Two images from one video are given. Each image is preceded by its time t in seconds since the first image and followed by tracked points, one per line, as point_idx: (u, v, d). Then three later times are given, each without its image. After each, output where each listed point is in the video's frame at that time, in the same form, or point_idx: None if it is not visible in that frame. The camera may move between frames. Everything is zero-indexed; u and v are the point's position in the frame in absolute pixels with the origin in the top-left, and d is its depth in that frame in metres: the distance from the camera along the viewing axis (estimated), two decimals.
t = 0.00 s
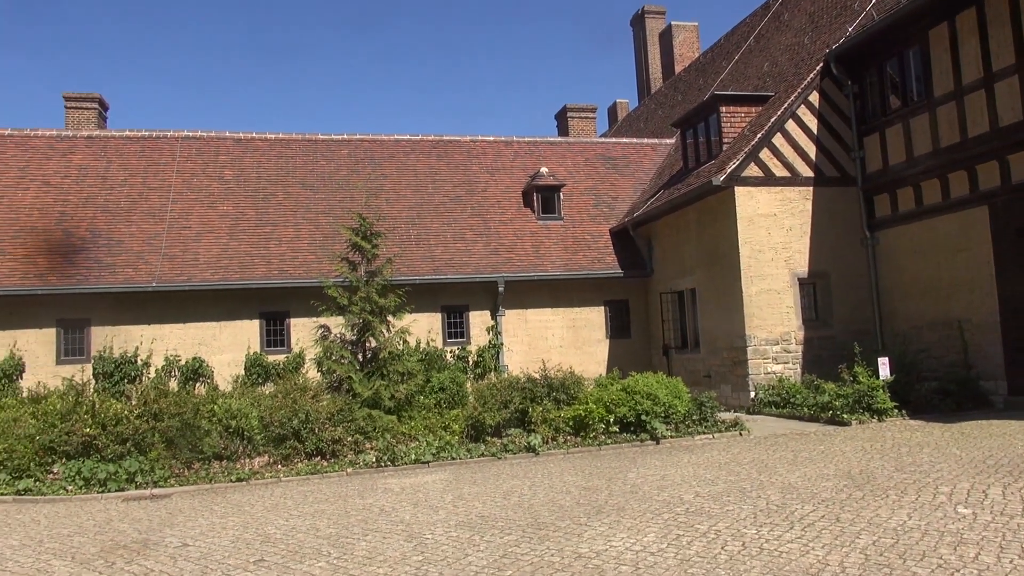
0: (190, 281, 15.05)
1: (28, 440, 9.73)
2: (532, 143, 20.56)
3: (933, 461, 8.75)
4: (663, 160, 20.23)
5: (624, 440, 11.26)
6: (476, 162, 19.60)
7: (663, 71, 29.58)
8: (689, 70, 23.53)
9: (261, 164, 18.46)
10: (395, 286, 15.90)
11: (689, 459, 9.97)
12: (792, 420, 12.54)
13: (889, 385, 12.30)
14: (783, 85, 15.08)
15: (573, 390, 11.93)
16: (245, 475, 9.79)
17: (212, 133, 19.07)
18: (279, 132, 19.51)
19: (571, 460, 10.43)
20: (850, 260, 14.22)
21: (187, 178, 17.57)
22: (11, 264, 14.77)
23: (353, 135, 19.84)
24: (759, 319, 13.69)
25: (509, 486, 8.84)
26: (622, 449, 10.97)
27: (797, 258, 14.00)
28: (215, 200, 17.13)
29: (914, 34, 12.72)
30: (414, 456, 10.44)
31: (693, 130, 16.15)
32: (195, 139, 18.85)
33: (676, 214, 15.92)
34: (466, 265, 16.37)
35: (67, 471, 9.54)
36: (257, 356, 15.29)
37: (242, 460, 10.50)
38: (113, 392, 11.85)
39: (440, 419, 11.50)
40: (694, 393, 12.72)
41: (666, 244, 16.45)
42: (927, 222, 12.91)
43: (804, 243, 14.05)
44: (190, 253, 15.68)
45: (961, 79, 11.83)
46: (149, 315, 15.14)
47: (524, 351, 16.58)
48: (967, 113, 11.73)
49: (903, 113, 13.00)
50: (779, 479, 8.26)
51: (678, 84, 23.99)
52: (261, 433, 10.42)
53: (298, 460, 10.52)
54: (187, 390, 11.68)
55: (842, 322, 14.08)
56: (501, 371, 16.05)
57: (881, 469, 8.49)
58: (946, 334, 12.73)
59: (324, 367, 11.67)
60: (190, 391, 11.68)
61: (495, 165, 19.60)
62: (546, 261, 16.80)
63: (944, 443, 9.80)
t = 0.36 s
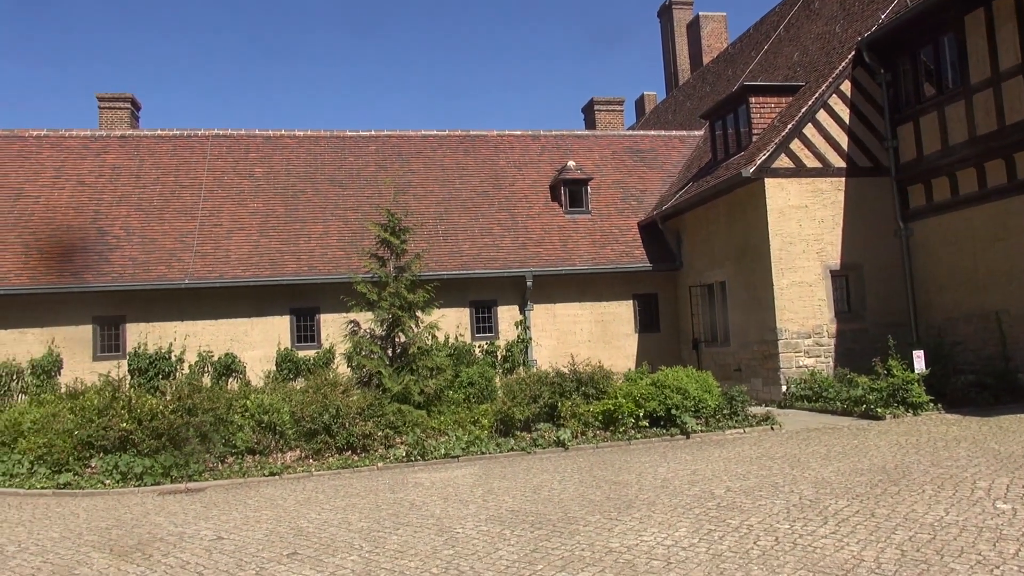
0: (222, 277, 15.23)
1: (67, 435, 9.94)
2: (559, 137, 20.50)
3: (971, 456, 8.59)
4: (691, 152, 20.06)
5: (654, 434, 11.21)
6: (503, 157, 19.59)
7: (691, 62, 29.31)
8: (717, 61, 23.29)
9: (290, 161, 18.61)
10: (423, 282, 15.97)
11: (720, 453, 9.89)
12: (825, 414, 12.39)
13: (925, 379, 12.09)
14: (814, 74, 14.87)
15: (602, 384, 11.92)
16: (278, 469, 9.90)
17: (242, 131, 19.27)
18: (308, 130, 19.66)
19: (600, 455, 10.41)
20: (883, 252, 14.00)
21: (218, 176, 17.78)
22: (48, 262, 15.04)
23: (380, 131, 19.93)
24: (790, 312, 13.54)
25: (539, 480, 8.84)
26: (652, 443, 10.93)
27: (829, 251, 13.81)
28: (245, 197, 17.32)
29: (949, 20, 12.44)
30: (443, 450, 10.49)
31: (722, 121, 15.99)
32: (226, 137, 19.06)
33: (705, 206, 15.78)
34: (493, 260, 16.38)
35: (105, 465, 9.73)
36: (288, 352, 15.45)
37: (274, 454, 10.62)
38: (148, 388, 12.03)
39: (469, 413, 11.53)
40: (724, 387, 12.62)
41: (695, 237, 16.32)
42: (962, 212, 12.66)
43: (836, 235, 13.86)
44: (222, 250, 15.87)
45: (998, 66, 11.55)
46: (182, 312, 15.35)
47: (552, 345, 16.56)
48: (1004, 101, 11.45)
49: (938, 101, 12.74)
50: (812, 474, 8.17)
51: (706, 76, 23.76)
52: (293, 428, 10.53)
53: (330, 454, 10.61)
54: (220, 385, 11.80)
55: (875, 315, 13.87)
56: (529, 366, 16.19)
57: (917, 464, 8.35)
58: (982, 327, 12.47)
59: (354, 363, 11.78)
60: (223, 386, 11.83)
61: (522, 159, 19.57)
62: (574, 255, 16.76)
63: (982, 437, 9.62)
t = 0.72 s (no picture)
0: (253, 273, 15.39)
1: (104, 429, 10.14)
2: (587, 132, 20.43)
3: (1009, 453, 8.43)
4: (720, 146, 19.88)
5: (684, 429, 11.15)
6: (530, 152, 19.57)
7: (719, 54, 29.02)
8: (746, 53, 23.04)
9: (319, 158, 18.75)
10: (451, 277, 16.02)
11: (751, 449, 9.80)
12: (857, 409, 12.24)
13: (960, 374, 11.90)
14: (845, 65, 14.66)
15: (632, 379, 11.78)
16: (309, 463, 10.01)
17: (271, 128, 19.45)
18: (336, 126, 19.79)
19: (629, 450, 10.37)
20: (917, 245, 13.78)
21: (248, 174, 17.97)
22: (85, 259, 15.33)
23: (408, 128, 20.01)
24: (822, 307, 13.38)
25: (568, 475, 8.84)
26: (681, 438, 10.87)
27: (862, 244, 13.63)
28: (275, 194, 17.49)
29: (984, 9, 12.16)
30: (472, 446, 10.51)
31: (752, 114, 15.82)
32: (256, 134, 19.26)
33: (734, 200, 15.64)
34: (521, 255, 16.37)
35: (140, 459, 9.90)
36: (318, 347, 15.60)
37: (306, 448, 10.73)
38: (182, 382, 12.20)
39: (498, 408, 11.56)
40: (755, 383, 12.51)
41: (725, 231, 16.18)
42: (998, 203, 12.39)
43: (869, 228, 13.66)
44: (253, 247, 16.04)
45: None
46: (215, 308, 15.55)
47: (580, 341, 16.53)
48: None
49: (974, 91, 12.48)
50: (845, 470, 8.07)
51: (735, 68, 23.52)
52: (323, 422, 10.62)
53: (360, 449, 10.68)
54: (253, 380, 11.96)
55: (909, 309, 13.66)
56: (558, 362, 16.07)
57: (954, 460, 8.20)
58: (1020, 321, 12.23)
59: (383, 358, 11.86)
60: (255, 381, 11.97)
61: (550, 154, 19.54)
62: (602, 249, 16.70)
63: (1021, 434, 9.42)
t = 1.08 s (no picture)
0: (282, 268, 15.52)
1: (138, 421, 10.31)
2: (614, 125, 20.32)
3: None
4: (750, 139, 19.67)
5: (713, 425, 11.07)
6: (558, 146, 19.51)
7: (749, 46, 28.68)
8: (777, 44, 22.74)
9: (347, 153, 18.86)
10: (479, 272, 16.03)
11: (781, 445, 9.70)
12: (891, 406, 12.06)
13: (997, 371, 11.68)
14: (879, 56, 14.41)
15: (660, 374, 11.75)
16: (338, 456, 10.08)
17: (300, 124, 19.60)
18: (364, 122, 19.88)
19: (658, 445, 10.32)
20: (953, 238, 13.52)
21: (277, 169, 18.12)
22: (118, 254, 15.56)
23: (435, 122, 20.04)
24: (854, 302, 13.19)
25: (597, 470, 8.81)
26: (710, 434, 10.79)
27: (896, 238, 13.41)
28: (304, 189, 17.62)
29: None
30: (500, 440, 10.52)
31: (783, 106, 15.62)
32: (285, 130, 19.42)
33: (765, 193, 15.47)
34: (548, 250, 16.34)
35: (174, 451, 10.04)
36: (346, 341, 15.71)
37: (335, 441, 10.81)
38: (213, 376, 12.37)
39: (526, 403, 11.56)
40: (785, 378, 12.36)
41: (755, 225, 16.01)
42: None
43: (903, 222, 13.44)
44: (282, 242, 16.18)
45: None
46: (245, 303, 15.72)
47: (608, 335, 16.46)
48: None
49: (1012, 81, 12.15)
50: (879, 467, 7.96)
51: (765, 59, 23.23)
52: (352, 416, 10.69)
53: (388, 442, 10.72)
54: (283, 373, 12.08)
55: (944, 304, 13.42)
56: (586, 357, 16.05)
57: (991, 458, 8.04)
58: None
59: (411, 352, 11.90)
60: (284, 375, 12.09)
61: (577, 148, 19.46)
62: (630, 244, 16.61)
63: None
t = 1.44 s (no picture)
0: (311, 263, 15.63)
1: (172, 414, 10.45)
2: (642, 118, 20.17)
3: None
4: (780, 130, 19.42)
5: (743, 420, 10.96)
6: (585, 139, 19.41)
7: (779, 37, 28.29)
8: (808, 34, 22.40)
9: (375, 148, 18.93)
10: (506, 266, 16.02)
11: (813, 441, 9.57)
12: (926, 401, 11.86)
13: None
14: (914, 44, 14.13)
15: (689, 368, 11.66)
16: (367, 450, 10.14)
17: (328, 119, 19.70)
18: (391, 116, 19.94)
19: (687, 440, 10.24)
20: (991, 230, 13.23)
21: (306, 164, 18.24)
22: (151, 249, 15.78)
23: (462, 116, 20.04)
24: (888, 295, 12.98)
25: (625, 465, 8.76)
26: (740, 429, 10.68)
27: (932, 231, 13.16)
28: (333, 184, 17.73)
29: None
30: (528, 434, 10.49)
31: (815, 97, 15.39)
32: (313, 125, 19.54)
33: (795, 185, 15.27)
34: (576, 243, 16.27)
35: (207, 443, 10.17)
36: (375, 335, 15.79)
37: (364, 435, 10.87)
38: (245, 369, 12.50)
39: (554, 397, 11.53)
40: (817, 373, 12.20)
41: (786, 218, 15.81)
42: None
43: (939, 214, 13.18)
44: (311, 236, 16.29)
45: None
46: (275, 297, 15.86)
47: (636, 330, 16.38)
48: None
49: None
50: (914, 464, 7.81)
51: (796, 49, 22.90)
52: (381, 410, 10.73)
53: (416, 436, 10.76)
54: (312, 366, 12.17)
55: (982, 298, 13.15)
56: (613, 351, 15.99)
57: None
58: None
59: (439, 346, 11.93)
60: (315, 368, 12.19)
61: (605, 141, 19.35)
62: (658, 237, 16.48)
63: None
